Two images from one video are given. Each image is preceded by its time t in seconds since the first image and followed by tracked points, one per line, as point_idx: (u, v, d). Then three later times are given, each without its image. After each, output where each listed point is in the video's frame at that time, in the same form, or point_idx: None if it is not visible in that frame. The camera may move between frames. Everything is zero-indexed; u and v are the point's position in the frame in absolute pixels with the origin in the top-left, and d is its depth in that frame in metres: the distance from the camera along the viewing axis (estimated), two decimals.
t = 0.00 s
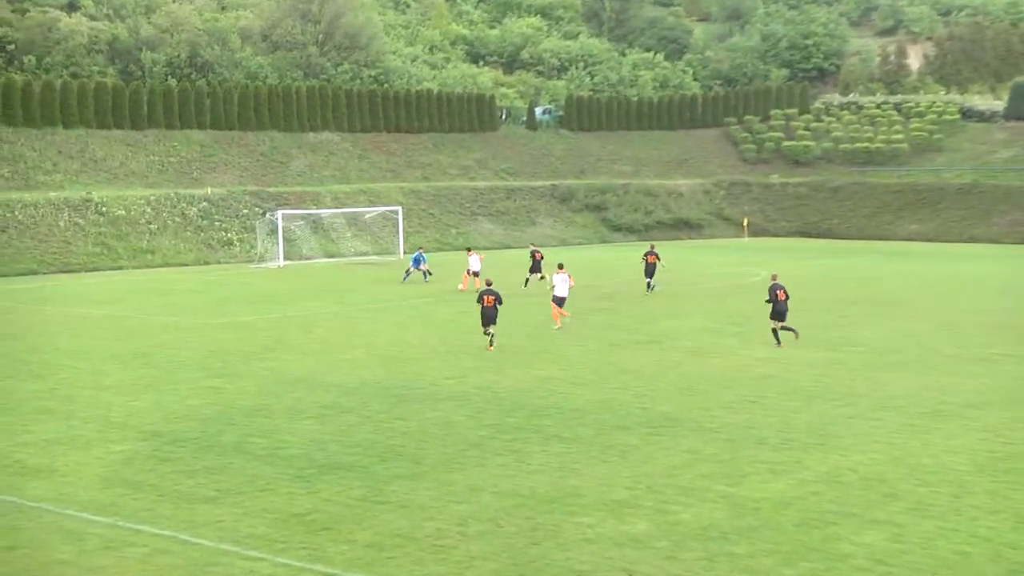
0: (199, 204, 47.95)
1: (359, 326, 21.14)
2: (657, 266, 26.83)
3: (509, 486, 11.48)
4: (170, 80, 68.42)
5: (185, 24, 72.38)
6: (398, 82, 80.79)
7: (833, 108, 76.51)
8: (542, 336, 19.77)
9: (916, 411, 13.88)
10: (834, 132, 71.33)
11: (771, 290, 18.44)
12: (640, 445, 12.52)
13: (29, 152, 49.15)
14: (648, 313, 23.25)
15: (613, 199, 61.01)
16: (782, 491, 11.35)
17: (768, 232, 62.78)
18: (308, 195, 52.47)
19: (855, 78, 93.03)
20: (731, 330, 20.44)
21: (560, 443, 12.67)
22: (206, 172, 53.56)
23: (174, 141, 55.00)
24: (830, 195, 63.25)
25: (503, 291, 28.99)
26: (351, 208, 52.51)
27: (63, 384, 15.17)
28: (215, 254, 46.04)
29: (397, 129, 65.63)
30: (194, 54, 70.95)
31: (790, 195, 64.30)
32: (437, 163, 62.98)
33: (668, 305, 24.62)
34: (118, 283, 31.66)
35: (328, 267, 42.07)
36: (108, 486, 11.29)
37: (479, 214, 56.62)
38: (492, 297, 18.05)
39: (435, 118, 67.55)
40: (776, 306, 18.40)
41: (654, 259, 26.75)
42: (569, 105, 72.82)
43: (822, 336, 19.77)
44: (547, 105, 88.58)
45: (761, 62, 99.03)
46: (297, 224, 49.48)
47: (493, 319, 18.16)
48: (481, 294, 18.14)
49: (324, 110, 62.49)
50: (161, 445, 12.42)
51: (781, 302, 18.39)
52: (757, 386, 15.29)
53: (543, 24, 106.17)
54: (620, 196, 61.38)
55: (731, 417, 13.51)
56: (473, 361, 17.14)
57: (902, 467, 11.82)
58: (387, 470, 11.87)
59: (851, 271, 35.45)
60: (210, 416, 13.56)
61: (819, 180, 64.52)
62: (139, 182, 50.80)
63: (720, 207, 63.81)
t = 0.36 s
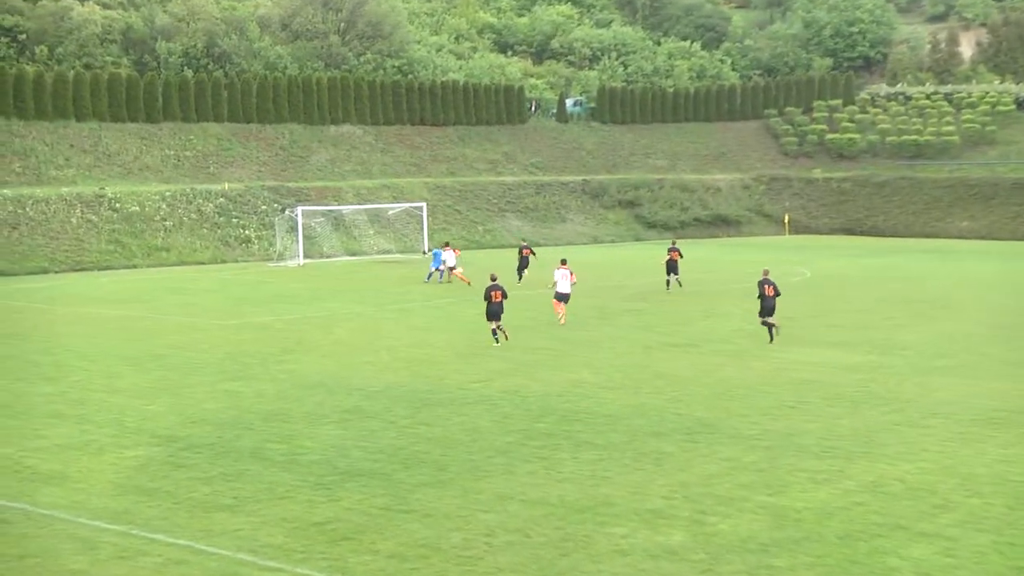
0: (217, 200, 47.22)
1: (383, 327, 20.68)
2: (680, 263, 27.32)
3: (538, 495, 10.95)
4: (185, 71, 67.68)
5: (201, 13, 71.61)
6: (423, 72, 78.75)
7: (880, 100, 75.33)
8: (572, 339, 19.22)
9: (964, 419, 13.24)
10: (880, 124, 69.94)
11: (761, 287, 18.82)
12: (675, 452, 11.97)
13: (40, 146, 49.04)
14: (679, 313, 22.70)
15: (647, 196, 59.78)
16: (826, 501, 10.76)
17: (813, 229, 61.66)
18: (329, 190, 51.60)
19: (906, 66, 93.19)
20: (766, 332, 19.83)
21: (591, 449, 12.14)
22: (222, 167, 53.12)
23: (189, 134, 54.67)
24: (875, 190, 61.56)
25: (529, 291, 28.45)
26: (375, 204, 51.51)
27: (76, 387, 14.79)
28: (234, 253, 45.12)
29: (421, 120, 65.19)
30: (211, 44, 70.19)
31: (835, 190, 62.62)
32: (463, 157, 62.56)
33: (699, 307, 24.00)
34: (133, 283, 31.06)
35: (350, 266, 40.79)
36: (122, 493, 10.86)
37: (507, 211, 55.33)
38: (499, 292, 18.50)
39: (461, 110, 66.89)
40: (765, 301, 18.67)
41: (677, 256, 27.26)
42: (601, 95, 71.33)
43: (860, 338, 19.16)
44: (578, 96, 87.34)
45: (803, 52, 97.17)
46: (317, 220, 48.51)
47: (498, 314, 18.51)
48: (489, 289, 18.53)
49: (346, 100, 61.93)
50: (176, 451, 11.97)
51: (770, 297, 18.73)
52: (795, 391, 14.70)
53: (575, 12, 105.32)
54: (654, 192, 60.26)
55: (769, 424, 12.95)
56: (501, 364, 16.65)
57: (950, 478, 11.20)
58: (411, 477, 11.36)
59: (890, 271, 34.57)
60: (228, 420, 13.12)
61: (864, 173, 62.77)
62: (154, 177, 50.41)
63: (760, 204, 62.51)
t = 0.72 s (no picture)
0: (219, 192, 45.54)
1: (403, 331, 19.80)
2: (708, 258, 26.71)
3: (566, 513, 9.99)
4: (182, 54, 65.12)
5: None
6: (441, 54, 77.65)
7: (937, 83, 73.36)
8: (602, 343, 18.24)
9: None
10: (940, 109, 67.87)
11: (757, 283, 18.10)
12: (714, 466, 11.00)
13: (29, 135, 47.61)
14: (714, 316, 21.68)
15: (682, 187, 58.30)
16: (881, 520, 9.74)
17: (862, 223, 59.41)
18: (340, 181, 50.13)
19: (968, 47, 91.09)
20: (809, 337, 18.77)
21: (623, 463, 11.17)
22: (225, 157, 51.81)
23: (189, 121, 53.41)
24: (935, 181, 59.40)
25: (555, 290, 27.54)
26: (388, 196, 50.33)
27: (74, 394, 14.03)
28: (237, 249, 43.43)
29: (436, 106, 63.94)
30: (212, 23, 67.43)
31: (890, 182, 60.48)
32: (485, 146, 61.37)
33: (739, 308, 22.80)
34: (140, 283, 30.07)
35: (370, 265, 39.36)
36: (113, 510, 9.99)
37: (531, 204, 53.97)
38: (500, 287, 17.96)
39: (483, 95, 65.80)
40: (759, 299, 18.09)
41: (704, 250, 26.64)
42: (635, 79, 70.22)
43: (910, 343, 18.02)
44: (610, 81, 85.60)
45: (856, 29, 93.57)
46: (326, 215, 47.27)
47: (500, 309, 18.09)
48: (489, 284, 17.97)
49: (358, 86, 60.72)
50: (174, 464, 11.11)
51: (765, 295, 18.11)
52: (842, 401, 13.70)
53: None
54: (692, 183, 58.87)
55: (816, 436, 11.94)
56: (527, 370, 15.70)
57: (1017, 497, 10.14)
58: (426, 494, 10.42)
59: (940, 269, 33.11)
60: (232, 431, 12.25)
61: (922, 163, 60.65)
62: (151, 168, 48.99)
63: (807, 197, 60.52)
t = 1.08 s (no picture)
0: (202, 185, 44.59)
1: (404, 334, 19.10)
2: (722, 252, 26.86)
3: (575, 530, 9.22)
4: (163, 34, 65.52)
5: None
6: (441, 36, 74.86)
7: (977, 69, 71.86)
8: (612, 348, 17.50)
9: None
10: (979, 96, 66.52)
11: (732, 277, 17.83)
12: (734, 481, 10.25)
13: None
14: (729, 318, 20.94)
15: (699, 179, 57.57)
16: (916, 538, 8.96)
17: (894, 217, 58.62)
18: (332, 174, 49.33)
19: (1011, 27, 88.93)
20: (830, 341, 18.01)
21: (636, 478, 10.42)
22: (208, 147, 50.75)
23: (167, 107, 52.47)
24: (973, 173, 58.64)
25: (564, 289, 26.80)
26: (384, 190, 49.44)
27: (52, 401, 13.38)
28: (221, 246, 42.08)
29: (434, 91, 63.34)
30: (195, 5, 68.18)
31: (925, 174, 59.80)
32: (488, 136, 60.41)
33: (755, 309, 21.93)
34: (130, 284, 29.30)
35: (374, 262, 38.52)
36: (88, 527, 9.27)
37: (538, 198, 53.26)
38: (481, 286, 17.90)
39: (485, 82, 65.22)
40: (734, 294, 17.83)
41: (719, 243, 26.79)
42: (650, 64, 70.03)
43: (936, 348, 17.20)
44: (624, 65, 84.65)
45: (887, 10, 92.02)
46: (318, 209, 46.40)
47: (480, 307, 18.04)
48: (470, 282, 17.90)
49: (352, 72, 60.18)
50: (152, 477, 10.38)
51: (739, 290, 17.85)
52: (867, 411, 12.94)
53: None
54: (711, 176, 58.11)
55: (841, 449, 11.18)
56: (533, 377, 14.97)
57: None
58: (424, 510, 9.67)
59: (964, 267, 32.17)
60: (216, 442, 11.54)
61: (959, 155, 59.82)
62: (128, 158, 47.82)
63: (837, 189, 59.77)
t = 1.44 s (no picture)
0: (174, 177, 43.49)
1: (397, 338, 18.38)
2: (732, 248, 27.11)
3: (576, 549, 8.48)
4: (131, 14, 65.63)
5: None
6: (431, 16, 73.99)
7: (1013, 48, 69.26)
8: (614, 352, 16.77)
9: None
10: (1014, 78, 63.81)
11: (699, 275, 18.18)
12: (746, 496, 9.52)
13: None
14: (736, 321, 20.21)
15: (711, 171, 57.07)
16: (945, 559, 8.21)
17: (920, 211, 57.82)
18: (315, 165, 48.39)
19: None
20: (843, 345, 17.27)
21: (641, 493, 9.69)
22: (178, 135, 49.88)
23: (136, 93, 51.75)
24: (1007, 163, 57.06)
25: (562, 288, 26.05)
26: (370, 182, 48.54)
27: (19, 410, 12.68)
28: (192, 243, 40.69)
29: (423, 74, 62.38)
30: None
31: (955, 164, 58.62)
32: (482, 124, 59.60)
33: (764, 312, 21.15)
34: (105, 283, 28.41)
35: (371, 259, 37.68)
36: (48, 547, 8.52)
37: (536, 192, 52.49)
38: (459, 284, 17.52)
39: (479, 66, 64.34)
40: (699, 290, 18.05)
41: (729, 240, 27.06)
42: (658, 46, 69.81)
43: (955, 353, 16.44)
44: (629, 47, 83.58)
45: None
46: (299, 204, 45.46)
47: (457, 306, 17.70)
48: (448, 280, 17.52)
49: (336, 55, 59.55)
50: (119, 492, 9.66)
51: (705, 286, 18.08)
52: (883, 420, 12.20)
53: None
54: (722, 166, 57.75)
55: (861, 463, 10.46)
56: (531, 384, 14.24)
57: None
58: (413, 527, 8.94)
59: (979, 266, 31.34)
60: (191, 454, 10.83)
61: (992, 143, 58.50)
62: (92, 147, 46.80)
63: (859, 182, 59.02)
